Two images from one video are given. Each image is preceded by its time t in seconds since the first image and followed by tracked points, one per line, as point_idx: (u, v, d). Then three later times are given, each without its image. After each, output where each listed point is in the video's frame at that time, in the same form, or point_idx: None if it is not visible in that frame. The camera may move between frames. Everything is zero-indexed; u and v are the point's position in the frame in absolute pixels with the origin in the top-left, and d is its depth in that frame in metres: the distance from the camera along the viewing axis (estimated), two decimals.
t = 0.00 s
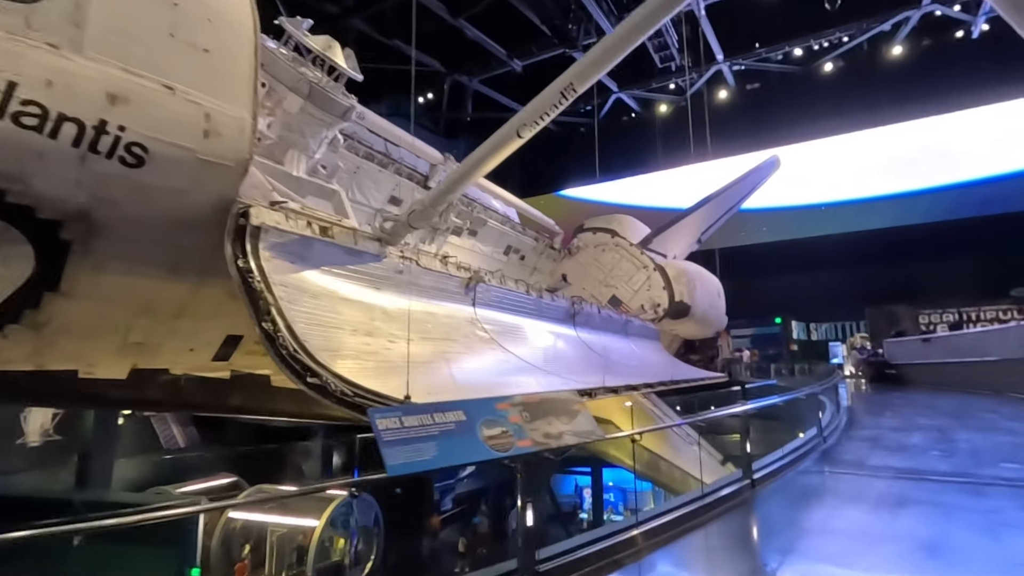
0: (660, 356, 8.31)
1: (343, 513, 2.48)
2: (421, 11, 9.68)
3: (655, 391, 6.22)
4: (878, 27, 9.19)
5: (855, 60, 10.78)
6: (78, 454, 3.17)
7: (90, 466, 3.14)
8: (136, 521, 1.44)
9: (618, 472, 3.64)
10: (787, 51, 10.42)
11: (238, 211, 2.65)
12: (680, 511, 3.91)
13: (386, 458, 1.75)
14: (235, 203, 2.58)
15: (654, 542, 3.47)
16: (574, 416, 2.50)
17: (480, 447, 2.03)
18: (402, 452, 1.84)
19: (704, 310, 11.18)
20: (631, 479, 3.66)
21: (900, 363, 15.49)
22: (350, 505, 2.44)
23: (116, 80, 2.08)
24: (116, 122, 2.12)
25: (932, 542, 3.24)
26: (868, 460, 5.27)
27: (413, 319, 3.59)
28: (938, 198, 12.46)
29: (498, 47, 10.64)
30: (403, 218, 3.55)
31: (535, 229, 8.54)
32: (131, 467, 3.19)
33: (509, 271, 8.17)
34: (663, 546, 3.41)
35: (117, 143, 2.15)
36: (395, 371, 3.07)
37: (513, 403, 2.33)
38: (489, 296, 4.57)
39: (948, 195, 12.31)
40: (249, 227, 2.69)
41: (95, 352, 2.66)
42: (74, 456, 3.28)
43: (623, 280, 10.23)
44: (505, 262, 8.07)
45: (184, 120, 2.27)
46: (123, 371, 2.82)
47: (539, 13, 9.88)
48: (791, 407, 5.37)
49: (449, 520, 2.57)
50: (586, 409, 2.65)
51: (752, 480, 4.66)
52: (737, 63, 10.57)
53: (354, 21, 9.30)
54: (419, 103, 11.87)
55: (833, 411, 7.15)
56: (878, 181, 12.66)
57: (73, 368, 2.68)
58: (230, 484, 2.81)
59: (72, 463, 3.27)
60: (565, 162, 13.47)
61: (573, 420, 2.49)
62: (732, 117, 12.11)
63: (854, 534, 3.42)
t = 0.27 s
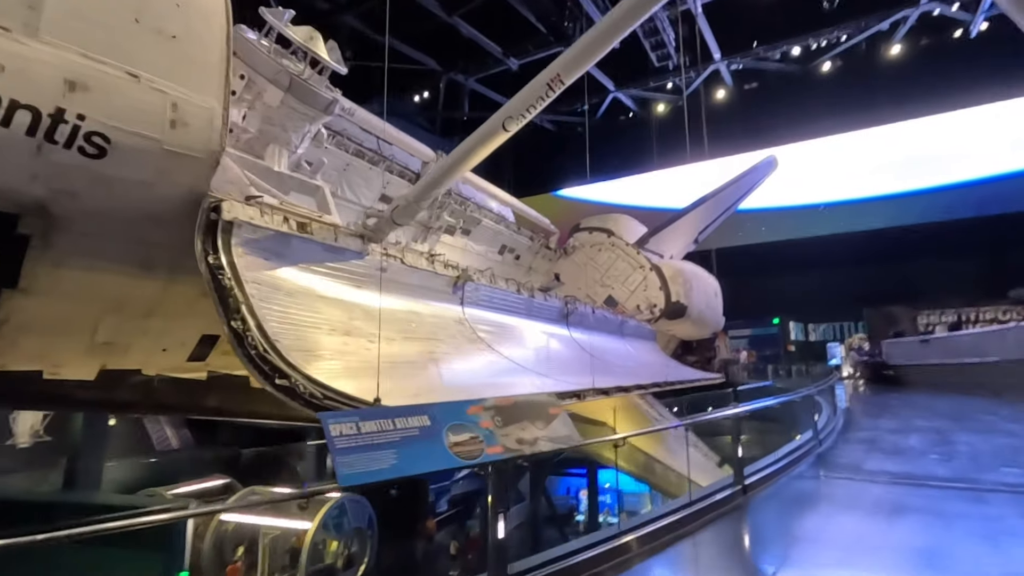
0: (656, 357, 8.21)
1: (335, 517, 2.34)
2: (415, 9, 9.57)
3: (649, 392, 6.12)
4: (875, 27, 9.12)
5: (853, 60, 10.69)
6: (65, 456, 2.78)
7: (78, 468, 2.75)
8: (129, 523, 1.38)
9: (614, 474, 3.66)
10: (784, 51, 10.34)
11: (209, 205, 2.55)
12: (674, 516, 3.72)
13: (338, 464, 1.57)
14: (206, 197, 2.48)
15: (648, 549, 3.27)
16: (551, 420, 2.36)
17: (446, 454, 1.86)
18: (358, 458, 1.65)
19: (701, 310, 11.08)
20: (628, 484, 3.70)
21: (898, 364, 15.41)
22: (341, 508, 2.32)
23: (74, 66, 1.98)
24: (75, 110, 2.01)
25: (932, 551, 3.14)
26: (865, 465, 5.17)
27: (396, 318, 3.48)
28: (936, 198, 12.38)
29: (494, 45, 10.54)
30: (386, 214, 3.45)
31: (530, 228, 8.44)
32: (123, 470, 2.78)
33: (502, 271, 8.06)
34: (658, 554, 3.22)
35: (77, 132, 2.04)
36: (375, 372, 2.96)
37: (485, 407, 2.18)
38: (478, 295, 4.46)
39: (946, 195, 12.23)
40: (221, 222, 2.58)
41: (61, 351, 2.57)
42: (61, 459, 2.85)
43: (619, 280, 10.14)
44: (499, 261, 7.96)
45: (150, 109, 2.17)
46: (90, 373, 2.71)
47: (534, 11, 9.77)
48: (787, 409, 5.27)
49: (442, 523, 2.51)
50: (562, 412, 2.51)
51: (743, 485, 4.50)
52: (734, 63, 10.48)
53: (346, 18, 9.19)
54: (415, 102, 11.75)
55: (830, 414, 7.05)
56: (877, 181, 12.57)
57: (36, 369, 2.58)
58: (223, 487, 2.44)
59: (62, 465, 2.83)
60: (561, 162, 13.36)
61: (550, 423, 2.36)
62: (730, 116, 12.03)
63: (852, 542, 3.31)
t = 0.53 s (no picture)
0: (654, 359, 8.11)
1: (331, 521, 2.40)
2: (411, 9, 9.49)
3: (646, 395, 6.03)
4: (876, 26, 9.02)
5: (853, 60, 10.60)
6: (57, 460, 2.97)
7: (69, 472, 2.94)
8: (113, 535, 1.31)
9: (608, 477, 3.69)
10: (784, 51, 10.25)
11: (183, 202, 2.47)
12: (671, 524, 3.55)
13: (290, 482, 1.44)
14: (179, 195, 2.41)
15: (647, 558, 3.11)
16: (529, 427, 2.22)
17: (416, 467, 1.74)
18: (315, 473, 1.53)
19: (699, 312, 10.98)
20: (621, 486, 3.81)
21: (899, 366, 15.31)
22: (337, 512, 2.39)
23: (36, 55, 1.89)
24: (38, 102, 1.93)
25: (936, 564, 3.02)
26: (865, 470, 5.06)
27: (382, 320, 3.38)
28: (936, 199, 12.27)
29: (490, 45, 10.46)
30: (372, 212, 3.37)
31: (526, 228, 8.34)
32: (117, 472, 3.00)
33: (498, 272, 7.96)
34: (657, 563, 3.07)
35: (40, 124, 1.96)
36: (358, 376, 2.87)
37: (460, 413, 2.01)
38: (469, 296, 4.37)
39: (947, 196, 12.13)
40: (195, 220, 2.50)
41: (28, 355, 2.50)
42: (53, 462, 3.03)
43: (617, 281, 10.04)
44: (494, 262, 7.87)
45: (118, 103, 2.08)
46: (61, 377, 2.61)
47: (531, 10, 9.69)
48: (785, 413, 5.16)
49: (440, 526, 2.52)
50: (542, 419, 2.38)
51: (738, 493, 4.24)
52: (733, 62, 10.37)
53: (341, 18, 9.11)
54: (412, 102, 11.67)
55: (829, 418, 6.95)
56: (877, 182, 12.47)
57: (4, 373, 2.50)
58: (217, 492, 2.54)
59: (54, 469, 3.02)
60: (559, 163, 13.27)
61: (526, 433, 2.21)
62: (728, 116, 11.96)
63: (853, 553, 3.19)
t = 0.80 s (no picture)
0: (655, 361, 7.99)
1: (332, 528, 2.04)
2: (409, 7, 9.41)
3: (647, 398, 5.91)
4: (879, 25, 8.93)
5: (856, 59, 10.48)
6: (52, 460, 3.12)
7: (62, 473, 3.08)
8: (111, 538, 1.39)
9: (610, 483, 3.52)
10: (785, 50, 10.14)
11: (160, 197, 2.40)
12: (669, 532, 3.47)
13: (235, 492, 1.40)
14: (155, 189, 2.32)
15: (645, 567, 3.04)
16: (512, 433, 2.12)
17: (381, 475, 1.68)
18: (267, 483, 1.48)
19: (701, 313, 10.86)
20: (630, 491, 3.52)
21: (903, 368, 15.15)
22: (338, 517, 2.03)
23: None
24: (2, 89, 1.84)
25: None
26: (870, 477, 4.93)
27: (370, 320, 3.29)
28: (940, 199, 12.14)
29: (490, 44, 10.37)
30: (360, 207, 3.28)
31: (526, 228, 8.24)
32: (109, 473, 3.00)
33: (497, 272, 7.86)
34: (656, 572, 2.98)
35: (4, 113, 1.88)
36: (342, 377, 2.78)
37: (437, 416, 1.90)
38: (465, 296, 4.27)
39: (951, 197, 12.00)
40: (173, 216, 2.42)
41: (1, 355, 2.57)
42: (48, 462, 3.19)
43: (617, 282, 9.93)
44: (493, 263, 7.77)
45: (87, 92, 1.99)
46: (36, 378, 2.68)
47: (530, 9, 9.59)
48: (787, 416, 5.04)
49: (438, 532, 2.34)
50: (528, 423, 2.26)
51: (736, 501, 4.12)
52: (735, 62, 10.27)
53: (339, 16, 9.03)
54: (412, 102, 11.60)
55: (833, 421, 6.82)
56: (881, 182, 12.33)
57: None
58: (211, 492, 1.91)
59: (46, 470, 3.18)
60: (560, 163, 13.16)
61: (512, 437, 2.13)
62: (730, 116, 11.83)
63: (858, 565, 3.07)
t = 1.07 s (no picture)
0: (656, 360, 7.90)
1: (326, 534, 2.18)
2: (408, 3, 9.31)
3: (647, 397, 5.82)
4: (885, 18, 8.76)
5: (861, 53, 10.32)
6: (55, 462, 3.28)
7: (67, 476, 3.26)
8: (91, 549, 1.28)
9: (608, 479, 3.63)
10: (791, 44, 9.99)
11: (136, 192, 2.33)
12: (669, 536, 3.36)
13: (173, 510, 1.35)
14: (129, 183, 2.25)
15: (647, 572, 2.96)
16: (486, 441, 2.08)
17: (341, 490, 1.64)
18: (209, 500, 1.43)
19: (703, 311, 10.75)
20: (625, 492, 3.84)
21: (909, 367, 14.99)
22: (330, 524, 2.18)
23: None
24: None
25: None
26: (874, 480, 4.83)
27: (360, 320, 3.22)
28: (947, 195, 11.95)
29: (489, 41, 10.26)
30: (349, 203, 3.19)
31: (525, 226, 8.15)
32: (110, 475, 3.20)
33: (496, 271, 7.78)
34: None
35: None
36: (330, 379, 2.71)
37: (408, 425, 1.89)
38: (458, 294, 4.17)
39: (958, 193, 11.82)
40: (148, 211, 2.35)
41: None
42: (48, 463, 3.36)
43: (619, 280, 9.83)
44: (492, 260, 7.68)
45: (56, 84, 1.92)
46: (14, 380, 2.62)
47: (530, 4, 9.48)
48: (790, 417, 4.94)
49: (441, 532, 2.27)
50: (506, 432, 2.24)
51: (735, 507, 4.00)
52: (738, 57, 10.11)
53: (337, 12, 8.93)
54: (412, 99, 11.52)
55: (837, 421, 6.71)
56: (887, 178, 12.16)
57: None
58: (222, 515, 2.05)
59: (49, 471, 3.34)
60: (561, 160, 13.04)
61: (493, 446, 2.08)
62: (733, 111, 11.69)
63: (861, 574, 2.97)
